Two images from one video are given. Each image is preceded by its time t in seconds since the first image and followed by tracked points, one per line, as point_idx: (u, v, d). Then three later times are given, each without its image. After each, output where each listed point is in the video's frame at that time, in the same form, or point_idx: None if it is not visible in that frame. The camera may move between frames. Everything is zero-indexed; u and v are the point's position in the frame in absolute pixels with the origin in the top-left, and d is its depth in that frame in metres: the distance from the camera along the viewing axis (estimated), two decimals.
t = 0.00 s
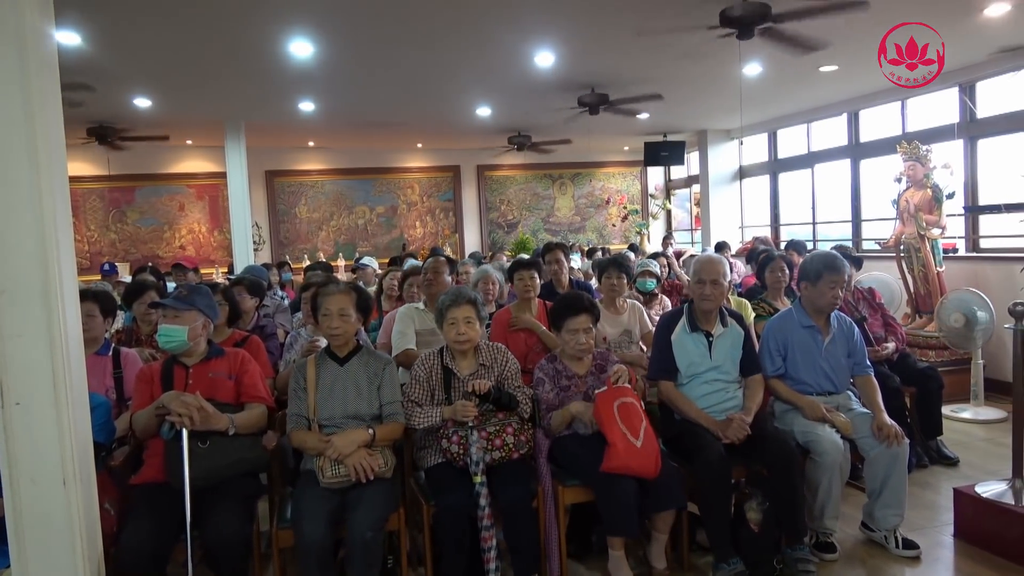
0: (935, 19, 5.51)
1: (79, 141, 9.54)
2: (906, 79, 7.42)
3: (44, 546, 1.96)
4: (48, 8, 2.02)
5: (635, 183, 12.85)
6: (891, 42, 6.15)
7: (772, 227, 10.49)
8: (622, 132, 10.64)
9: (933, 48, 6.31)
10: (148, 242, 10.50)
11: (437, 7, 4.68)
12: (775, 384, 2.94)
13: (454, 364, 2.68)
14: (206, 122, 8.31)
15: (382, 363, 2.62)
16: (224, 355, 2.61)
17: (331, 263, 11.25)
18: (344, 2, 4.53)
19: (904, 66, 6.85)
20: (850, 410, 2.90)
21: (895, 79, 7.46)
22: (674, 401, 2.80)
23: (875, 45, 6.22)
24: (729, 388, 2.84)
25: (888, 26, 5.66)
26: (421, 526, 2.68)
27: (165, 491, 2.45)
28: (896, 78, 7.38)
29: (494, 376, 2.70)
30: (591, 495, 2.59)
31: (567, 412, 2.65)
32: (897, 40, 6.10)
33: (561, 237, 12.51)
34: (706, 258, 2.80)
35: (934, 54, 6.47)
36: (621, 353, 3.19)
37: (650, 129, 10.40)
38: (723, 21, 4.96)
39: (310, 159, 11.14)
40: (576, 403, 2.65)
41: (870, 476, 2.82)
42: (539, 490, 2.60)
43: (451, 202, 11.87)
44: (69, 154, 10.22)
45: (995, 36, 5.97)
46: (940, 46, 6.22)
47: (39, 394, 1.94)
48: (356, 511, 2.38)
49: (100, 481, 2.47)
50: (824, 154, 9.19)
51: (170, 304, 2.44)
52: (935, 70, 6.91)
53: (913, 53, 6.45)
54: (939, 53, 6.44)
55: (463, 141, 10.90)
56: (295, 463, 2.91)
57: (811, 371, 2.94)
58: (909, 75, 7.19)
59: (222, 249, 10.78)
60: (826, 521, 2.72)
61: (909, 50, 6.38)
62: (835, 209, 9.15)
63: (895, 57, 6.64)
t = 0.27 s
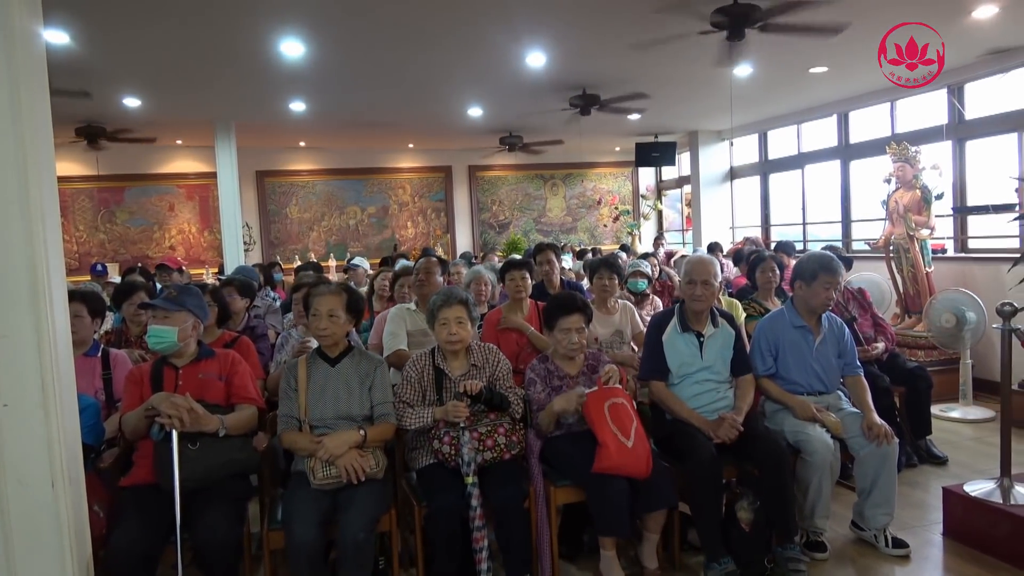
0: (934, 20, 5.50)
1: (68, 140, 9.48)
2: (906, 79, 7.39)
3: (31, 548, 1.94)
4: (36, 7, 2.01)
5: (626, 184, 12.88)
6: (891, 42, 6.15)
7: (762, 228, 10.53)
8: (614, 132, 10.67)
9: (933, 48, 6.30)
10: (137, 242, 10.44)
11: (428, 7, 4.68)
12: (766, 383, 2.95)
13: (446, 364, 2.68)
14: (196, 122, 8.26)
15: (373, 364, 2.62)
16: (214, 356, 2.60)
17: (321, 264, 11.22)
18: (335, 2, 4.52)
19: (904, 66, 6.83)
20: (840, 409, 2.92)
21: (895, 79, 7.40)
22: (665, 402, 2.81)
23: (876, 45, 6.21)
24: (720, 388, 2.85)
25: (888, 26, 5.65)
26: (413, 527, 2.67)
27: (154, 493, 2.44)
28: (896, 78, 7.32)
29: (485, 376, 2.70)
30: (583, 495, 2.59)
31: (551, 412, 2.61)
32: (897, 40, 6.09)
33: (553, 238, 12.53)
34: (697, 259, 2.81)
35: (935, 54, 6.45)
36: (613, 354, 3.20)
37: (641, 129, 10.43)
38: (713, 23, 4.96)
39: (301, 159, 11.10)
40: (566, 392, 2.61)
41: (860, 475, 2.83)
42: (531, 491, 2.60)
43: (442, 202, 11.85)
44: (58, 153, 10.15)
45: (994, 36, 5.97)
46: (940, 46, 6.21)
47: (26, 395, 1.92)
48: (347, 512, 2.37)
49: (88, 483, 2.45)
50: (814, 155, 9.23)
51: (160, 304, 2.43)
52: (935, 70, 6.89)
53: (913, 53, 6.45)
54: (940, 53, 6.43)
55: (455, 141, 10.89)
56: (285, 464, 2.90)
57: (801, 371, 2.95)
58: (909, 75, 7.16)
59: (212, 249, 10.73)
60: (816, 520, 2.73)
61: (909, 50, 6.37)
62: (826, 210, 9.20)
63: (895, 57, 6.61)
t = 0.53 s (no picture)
0: (932, 20, 5.51)
1: (61, 140, 9.45)
2: (907, 79, 7.38)
3: (24, 550, 1.94)
4: (29, 7, 2.00)
5: (622, 184, 12.89)
6: (891, 42, 6.15)
7: (757, 228, 10.55)
8: (609, 133, 10.67)
9: (933, 48, 6.31)
10: (131, 242, 10.40)
11: (423, 7, 4.68)
12: (761, 383, 2.95)
13: (441, 364, 2.68)
14: (190, 121, 8.23)
15: (368, 365, 2.61)
16: (209, 356, 2.59)
17: (316, 264, 11.20)
18: (330, 2, 4.51)
19: (904, 66, 6.84)
20: (834, 409, 2.93)
21: (895, 79, 7.43)
22: (660, 402, 2.81)
23: (876, 45, 6.22)
24: (715, 389, 2.86)
25: (889, 26, 5.65)
26: (408, 528, 2.67)
27: (149, 494, 2.43)
28: (897, 78, 7.33)
29: (480, 377, 2.70)
30: (579, 495, 2.59)
31: (547, 403, 2.65)
32: (897, 40, 6.10)
33: (548, 238, 12.53)
34: (693, 259, 2.81)
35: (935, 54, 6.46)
36: (608, 354, 3.20)
37: (637, 130, 10.44)
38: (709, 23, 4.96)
39: (296, 159, 11.09)
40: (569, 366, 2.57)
41: (855, 475, 2.84)
42: (527, 492, 2.60)
43: (437, 202, 11.85)
44: (52, 153, 10.10)
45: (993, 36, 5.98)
46: (940, 46, 6.22)
47: (19, 397, 1.91)
48: (343, 513, 2.37)
49: (82, 485, 2.45)
50: (809, 155, 9.25)
51: (154, 305, 2.42)
52: (936, 69, 6.90)
53: (913, 53, 6.45)
54: (940, 53, 6.43)
55: (450, 141, 10.88)
56: (280, 465, 2.90)
57: (796, 371, 2.96)
58: (909, 75, 7.17)
59: (207, 249, 10.70)
60: (811, 520, 2.74)
61: (909, 50, 6.38)
62: (821, 210, 9.22)
63: (895, 57, 6.62)
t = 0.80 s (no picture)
0: (935, 20, 5.49)
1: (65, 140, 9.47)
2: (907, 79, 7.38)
3: (29, 548, 1.94)
4: (33, 7, 2.00)
5: (624, 184, 12.89)
6: (891, 42, 6.14)
7: (761, 228, 10.53)
8: (612, 133, 10.66)
9: (933, 48, 6.28)
10: (135, 242, 10.43)
11: (425, 7, 4.67)
12: (764, 384, 2.95)
13: (444, 365, 2.68)
14: (193, 122, 8.23)
15: (372, 365, 2.62)
16: (212, 356, 2.59)
17: (320, 264, 11.22)
18: (333, 2, 4.51)
19: (905, 66, 6.82)
20: (837, 410, 2.92)
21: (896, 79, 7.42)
22: (663, 402, 2.81)
23: (876, 45, 6.20)
24: (718, 389, 2.85)
25: (888, 26, 5.64)
26: (411, 528, 2.67)
27: (153, 494, 2.44)
28: (897, 78, 7.32)
29: (483, 378, 2.69)
30: (581, 495, 2.59)
31: (552, 405, 2.62)
32: (896, 40, 6.08)
33: (551, 238, 12.53)
34: (695, 259, 2.81)
35: (935, 54, 6.43)
36: (611, 354, 3.20)
37: (639, 130, 10.44)
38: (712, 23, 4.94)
39: (299, 160, 11.10)
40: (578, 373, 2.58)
41: (858, 475, 2.84)
42: (529, 492, 2.60)
43: (440, 202, 11.85)
44: (56, 153, 10.13)
45: (991, 37, 5.97)
46: (940, 46, 6.20)
47: (24, 395, 1.92)
48: (346, 513, 2.37)
49: (86, 485, 2.45)
50: (812, 155, 9.24)
51: (158, 305, 2.42)
52: (936, 69, 6.87)
53: (913, 53, 6.43)
54: (940, 53, 6.41)
55: (453, 141, 10.88)
56: (283, 465, 2.90)
57: (799, 371, 2.95)
58: (910, 75, 7.16)
59: (210, 250, 10.71)
60: (815, 521, 2.73)
61: (909, 50, 6.36)
62: (824, 210, 9.21)
63: (895, 57, 6.61)
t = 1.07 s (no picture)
0: (938, 20, 5.48)
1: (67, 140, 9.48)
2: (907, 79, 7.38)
3: (31, 548, 1.94)
4: (36, 8, 2.01)
5: (626, 185, 12.89)
6: (891, 42, 6.14)
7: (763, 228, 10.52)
8: (614, 133, 10.66)
9: (933, 48, 6.28)
10: (137, 242, 10.44)
11: (428, 8, 4.67)
12: (766, 384, 2.95)
13: (446, 365, 2.68)
14: (194, 122, 8.23)
15: (374, 365, 2.62)
16: (215, 357, 2.59)
17: (322, 264, 11.23)
18: (336, 2, 4.51)
19: (904, 66, 6.82)
20: (840, 410, 2.92)
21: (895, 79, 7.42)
22: (665, 402, 2.81)
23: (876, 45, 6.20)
24: (721, 389, 2.85)
25: (888, 26, 5.64)
26: (413, 528, 2.67)
27: (155, 494, 2.44)
28: (896, 78, 7.33)
29: (485, 378, 2.69)
30: (583, 496, 2.59)
31: (561, 399, 2.61)
32: (897, 40, 6.08)
33: (553, 238, 12.53)
34: (697, 259, 2.80)
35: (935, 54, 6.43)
36: (613, 354, 3.19)
37: (642, 130, 10.44)
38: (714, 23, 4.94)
39: (302, 160, 11.12)
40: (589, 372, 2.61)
41: (861, 475, 2.83)
42: (531, 492, 2.60)
43: (442, 203, 11.85)
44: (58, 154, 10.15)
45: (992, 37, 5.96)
46: (940, 46, 6.19)
47: (26, 395, 1.92)
48: (347, 513, 2.37)
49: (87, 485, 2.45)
50: (814, 155, 9.23)
51: (161, 305, 2.43)
52: (936, 69, 6.86)
53: (913, 53, 6.43)
54: (940, 54, 6.41)
55: (455, 142, 10.88)
56: (286, 464, 2.90)
57: (802, 372, 2.95)
58: (909, 75, 7.14)
59: (212, 250, 10.73)
60: (817, 521, 2.73)
61: (909, 50, 6.36)
62: (826, 210, 9.20)
63: (895, 57, 6.61)
